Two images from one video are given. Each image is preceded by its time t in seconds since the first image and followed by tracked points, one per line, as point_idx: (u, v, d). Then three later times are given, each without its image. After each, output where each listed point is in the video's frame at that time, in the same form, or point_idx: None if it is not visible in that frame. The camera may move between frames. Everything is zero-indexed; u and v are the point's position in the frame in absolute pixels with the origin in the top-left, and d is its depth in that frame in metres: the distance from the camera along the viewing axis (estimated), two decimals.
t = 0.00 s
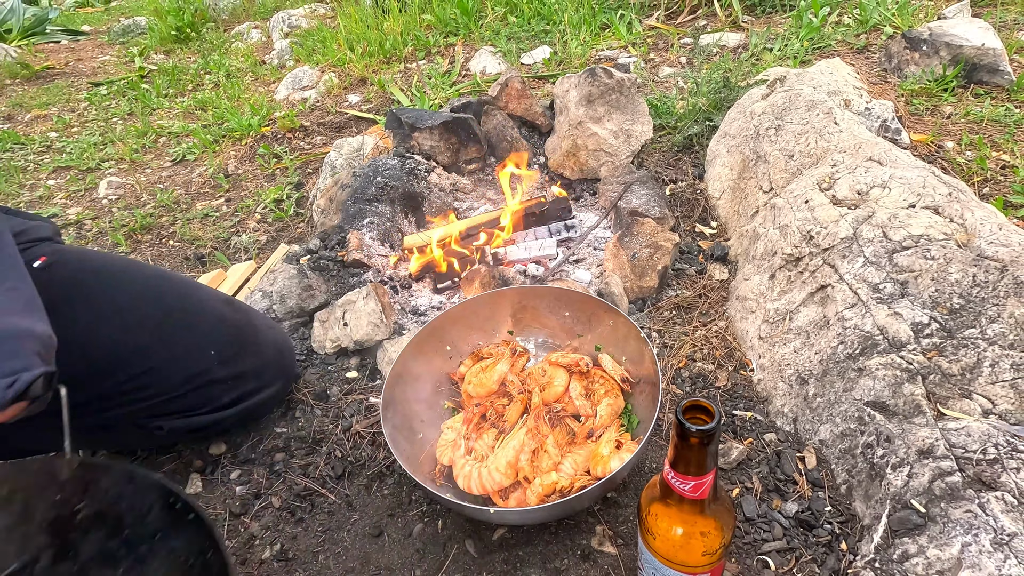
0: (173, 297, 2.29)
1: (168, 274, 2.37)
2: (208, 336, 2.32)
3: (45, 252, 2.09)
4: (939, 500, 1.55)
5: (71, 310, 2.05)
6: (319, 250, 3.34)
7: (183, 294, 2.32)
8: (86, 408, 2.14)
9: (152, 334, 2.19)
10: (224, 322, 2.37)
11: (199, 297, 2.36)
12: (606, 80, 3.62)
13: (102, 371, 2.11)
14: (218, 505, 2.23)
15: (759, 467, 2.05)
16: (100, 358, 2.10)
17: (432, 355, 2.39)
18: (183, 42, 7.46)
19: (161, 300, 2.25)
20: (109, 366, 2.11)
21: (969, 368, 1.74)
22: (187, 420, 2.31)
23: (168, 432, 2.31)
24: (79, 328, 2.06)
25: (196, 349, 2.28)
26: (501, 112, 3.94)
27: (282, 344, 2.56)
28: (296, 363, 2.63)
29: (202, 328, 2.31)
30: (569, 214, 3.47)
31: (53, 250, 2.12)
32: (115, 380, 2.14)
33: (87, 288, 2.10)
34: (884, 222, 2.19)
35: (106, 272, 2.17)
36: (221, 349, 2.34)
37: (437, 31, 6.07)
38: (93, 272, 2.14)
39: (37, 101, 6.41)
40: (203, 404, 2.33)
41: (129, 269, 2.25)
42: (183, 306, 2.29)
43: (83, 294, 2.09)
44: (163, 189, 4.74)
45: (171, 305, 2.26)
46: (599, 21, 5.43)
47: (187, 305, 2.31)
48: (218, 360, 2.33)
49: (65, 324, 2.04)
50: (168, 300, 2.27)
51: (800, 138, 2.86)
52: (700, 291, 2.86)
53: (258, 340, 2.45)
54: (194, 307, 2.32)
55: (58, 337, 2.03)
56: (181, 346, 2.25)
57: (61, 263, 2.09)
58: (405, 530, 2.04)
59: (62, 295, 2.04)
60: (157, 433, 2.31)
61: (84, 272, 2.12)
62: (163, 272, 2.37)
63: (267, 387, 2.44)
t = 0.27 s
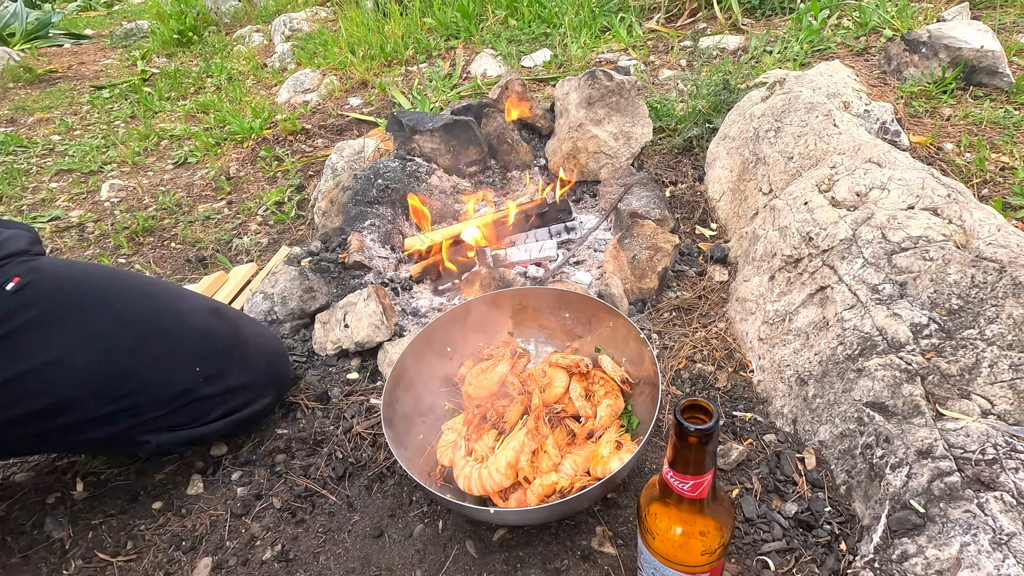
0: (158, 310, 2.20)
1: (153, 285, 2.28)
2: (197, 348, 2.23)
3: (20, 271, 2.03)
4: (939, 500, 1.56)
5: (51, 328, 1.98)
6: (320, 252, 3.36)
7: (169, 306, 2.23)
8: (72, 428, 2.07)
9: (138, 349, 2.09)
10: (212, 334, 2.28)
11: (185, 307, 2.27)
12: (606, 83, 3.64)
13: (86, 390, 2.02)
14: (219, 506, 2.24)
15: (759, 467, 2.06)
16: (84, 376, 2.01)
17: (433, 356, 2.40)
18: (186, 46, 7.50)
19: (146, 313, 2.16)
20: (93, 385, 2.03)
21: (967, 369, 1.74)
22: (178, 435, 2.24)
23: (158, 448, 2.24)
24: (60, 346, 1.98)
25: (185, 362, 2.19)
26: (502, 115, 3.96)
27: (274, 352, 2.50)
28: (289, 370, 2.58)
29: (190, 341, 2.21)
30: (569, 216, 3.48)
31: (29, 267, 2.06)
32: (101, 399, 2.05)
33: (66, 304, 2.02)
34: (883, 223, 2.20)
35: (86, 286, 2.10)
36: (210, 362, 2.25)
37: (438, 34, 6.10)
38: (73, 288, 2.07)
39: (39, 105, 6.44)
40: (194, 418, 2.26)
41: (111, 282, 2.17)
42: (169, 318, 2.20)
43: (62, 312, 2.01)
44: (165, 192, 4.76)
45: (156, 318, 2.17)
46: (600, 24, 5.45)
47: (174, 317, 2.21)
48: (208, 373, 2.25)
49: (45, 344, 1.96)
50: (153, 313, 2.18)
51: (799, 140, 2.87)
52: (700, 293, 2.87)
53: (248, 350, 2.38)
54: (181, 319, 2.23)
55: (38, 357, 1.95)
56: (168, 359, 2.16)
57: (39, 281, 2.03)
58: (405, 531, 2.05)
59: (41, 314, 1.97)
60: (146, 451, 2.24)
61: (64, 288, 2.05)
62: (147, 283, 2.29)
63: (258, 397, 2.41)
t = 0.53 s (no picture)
0: (164, 318, 2.16)
1: (158, 289, 2.24)
2: (203, 357, 2.21)
3: (24, 276, 2.00)
4: (938, 501, 1.56)
5: (56, 337, 1.96)
6: (321, 253, 3.36)
7: (175, 313, 2.20)
8: (80, 435, 2.07)
9: (143, 359, 2.08)
10: (218, 342, 2.26)
11: (191, 315, 2.24)
12: (606, 84, 3.65)
13: (92, 399, 2.01)
14: (219, 507, 2.24)
15: (759, 468, 2.06)
16: (90, 386, 2.00)
17: (433, 356, 2.40)
18: (186, 47, 7.51)
19: (151, 321, 2.13)
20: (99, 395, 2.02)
21: (967, 369, 1.75)
22: (183, 442, 2.25)
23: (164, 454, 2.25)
24: (65, 356, 1.96)
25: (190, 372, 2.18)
26: (502, 116, 3.96)
27: (280, 358, 2.49)
28: (294, 374, 2.57)
29: (196, 350, 2.19)
30: (569, 217, 3.48)
31: (34, 272, 2.03)
32: (108, 408, 2.06)
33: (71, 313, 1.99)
34: (883, 224, 2.20)
35: (91, 293, 2.06)
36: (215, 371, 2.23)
37: (439, 35, 6.11)
38: (79, 295, 2.04)
39: (40, 106, 6.45)
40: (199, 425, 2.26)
41: (117, 289, 2.14)
42: (174, 327, 2.16)
43: (67, 321, 1.98)
44: (166, 193, 4.77)
45: (161, 327, 2.14)
46: (600, 25, 5.46)
47: (179, 323, 2.19)
48: (213, 382, 2.23)
49: (50, 354, 1.94)
50: (159, 320, 2.14)
51: (799, 141, 2.87)
52: (700, 294, 2.87)
53: (254, 358, 2.36)
54: (186, 327, 2.20)
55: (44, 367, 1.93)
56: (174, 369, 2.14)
57: (44, 287, 2.00)
58: (406, 531, 2.05)
59: (46, 324, 1.94)
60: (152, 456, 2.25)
61: (69, 296, 2.02)
62: (153, 287, 2.25)
63: (263, 404, 2.41)
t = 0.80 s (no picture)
0: (163, 325, 2.15)
1: (156, 297, 2.23)
2: (202, 365, 2.21)
3: (19, 285, 1.97)
4: (938, 501, 1.56)
5: (53, 348, 1.94)
6: (321, 253, 3.36)
7: (173, 321, 2.19)
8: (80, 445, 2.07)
9: (142, 369, 2.07)
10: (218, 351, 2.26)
11: (189, 322, 2.23)
12: (607, 85, 3.65)
13: (93, 409, 2.01)
14: (219, 507, 2.24)
15: (759, 468, 2.06)
16: (89, 397, 2.00)
17: (433, 356, 2.41)
18: (186, 47, 7.51)
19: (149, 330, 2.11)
20: (100, 405, 2.01)
21: (967, 370, 1.75)
22: (183, 451, 2.25)
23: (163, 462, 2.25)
24: (64, 368, 1.95)
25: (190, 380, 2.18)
26: (502, 116, 3.96)
27: (278, 363, 2.50)
28: (293, 379, 2.58)
29: (195, 358, 2.19)
30: (569, 217, 3.48)
31: (28, 280, 2.00)
32: (107, 418, 2.05)
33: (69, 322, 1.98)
34: (883, 224, 2.20)
35: (89, 302, 2.05)
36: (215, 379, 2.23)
37: (439, 36, 6.11)
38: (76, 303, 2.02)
39: (40, 106, 6.45)
40: (198, 433, 2.26)
41: (114, 297, 2.12)
42: (173, 336, 2.15)
43: (65, 331, 1.96)
44: (166, 193, 4.77)
45: (160, 336, 2.13)
46: (600, 25, 5.46)
47: (178, 330, 2.18)
48: (212, 390, 2.23)
49: (49, 366, 1.93)
50: (157, 329, 2.13)
51: (799, 142, 2.88)
52: (700, 294, 2.87)
53: (253, 366, 2.37)
54: (185, 335, 2.19)
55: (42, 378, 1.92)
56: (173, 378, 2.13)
57: (40, 296, 1.97)
58: (405, 532, 2.05)
59: (45, 334, 1.93)
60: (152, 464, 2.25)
61: (65, 305, 2.00)
62: (150, 294, 2.24)
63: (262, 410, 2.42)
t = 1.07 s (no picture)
0: (167, 329, 2.16)
1: (158, 300, 2.24)
2: (205, 369, 2.22)
3: (21, 288, 1.96)
4: (938, 501, 1.56)
5: (59, 353, 1.94)
6: (320, 253, 3.36)
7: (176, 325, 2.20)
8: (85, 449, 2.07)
9: (147, 373, 2.08)
10: (220, 354, 2.27)
11: (192, 325, 2.24)
12: (606, 85, 3.65)
13: (98, 414, 2.02)
14: (219, 507, 2.24)
15: (758, 468, 2.06)
16: (95, 402, 2.00)
17: (433, 356, 2.41)
18: (186, 48, 7.51)
19: (154, 334, 2.12)
20: (105, 410, 2.02)
21: (966, 369, 1.75)
22: (188, 455, 2.25)
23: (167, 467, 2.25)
24: (71, 373, 1.95)
25: (194, 382, 2.19)
26: (502, 116, 3.96)
27: (280, 367, 2.50)
28: (294, 382, 2.58)
29: (198, 362, 2.19)
30: (569, 217, 3.49)
31: (30, 284, 1.98)
32: (111, 423, 2.05)
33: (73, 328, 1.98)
34: (882, 224, 2.21)
35: (92, 307, 2.05)
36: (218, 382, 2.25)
37: (438, 36, 6.11)
38: (80, 308, 2.02)
39: (40, 106, 6.45)
40: (203, 437, 2.27)
41: (116, 301, 2.12)
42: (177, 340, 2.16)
43: (68, 336, 1.96)
44: (166, 193, 4.77)
45: (164, 339, 2.14)
46: (599, 25, 5.46)
47: (181, 334, 2.19)
48: (216, 394, 2.25)
49: (54, 371, 1.93)
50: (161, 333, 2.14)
51: (799, 142, 2.88)
52: (699, 294, 2.87)
53: (255, 368, 2.38)
54: (189, 338, 2.20)
55: (48, 383, 1.93)
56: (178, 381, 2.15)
57: (43, 300, 1.96)
58: (405, 532, 2.05)
59: (48, 338, 1.93)
60: (156, 470, 2.25)
61: (69, 309, 2.00)
62: (152, 298, 2.24)
63: (266, 413, 2.43)
